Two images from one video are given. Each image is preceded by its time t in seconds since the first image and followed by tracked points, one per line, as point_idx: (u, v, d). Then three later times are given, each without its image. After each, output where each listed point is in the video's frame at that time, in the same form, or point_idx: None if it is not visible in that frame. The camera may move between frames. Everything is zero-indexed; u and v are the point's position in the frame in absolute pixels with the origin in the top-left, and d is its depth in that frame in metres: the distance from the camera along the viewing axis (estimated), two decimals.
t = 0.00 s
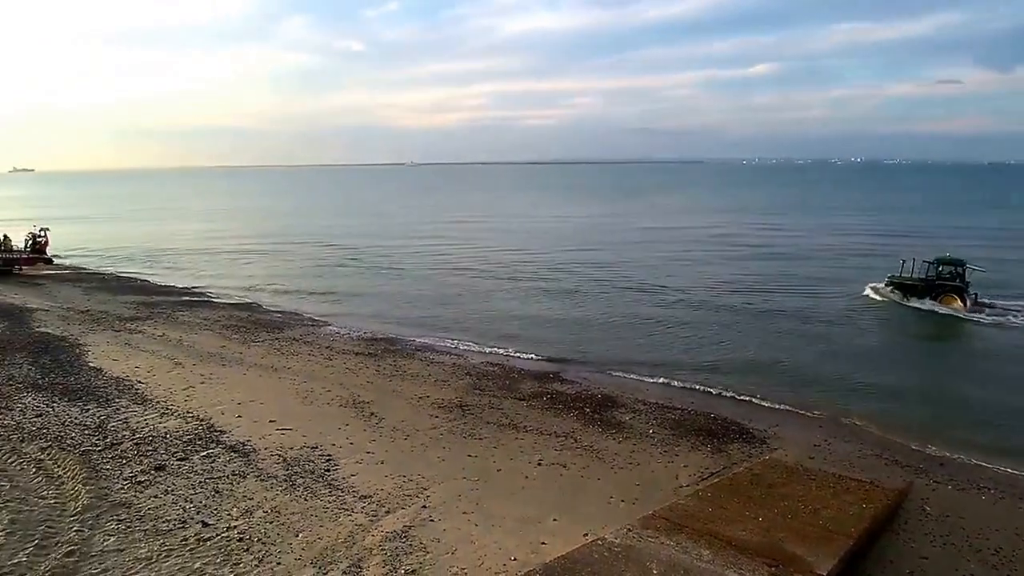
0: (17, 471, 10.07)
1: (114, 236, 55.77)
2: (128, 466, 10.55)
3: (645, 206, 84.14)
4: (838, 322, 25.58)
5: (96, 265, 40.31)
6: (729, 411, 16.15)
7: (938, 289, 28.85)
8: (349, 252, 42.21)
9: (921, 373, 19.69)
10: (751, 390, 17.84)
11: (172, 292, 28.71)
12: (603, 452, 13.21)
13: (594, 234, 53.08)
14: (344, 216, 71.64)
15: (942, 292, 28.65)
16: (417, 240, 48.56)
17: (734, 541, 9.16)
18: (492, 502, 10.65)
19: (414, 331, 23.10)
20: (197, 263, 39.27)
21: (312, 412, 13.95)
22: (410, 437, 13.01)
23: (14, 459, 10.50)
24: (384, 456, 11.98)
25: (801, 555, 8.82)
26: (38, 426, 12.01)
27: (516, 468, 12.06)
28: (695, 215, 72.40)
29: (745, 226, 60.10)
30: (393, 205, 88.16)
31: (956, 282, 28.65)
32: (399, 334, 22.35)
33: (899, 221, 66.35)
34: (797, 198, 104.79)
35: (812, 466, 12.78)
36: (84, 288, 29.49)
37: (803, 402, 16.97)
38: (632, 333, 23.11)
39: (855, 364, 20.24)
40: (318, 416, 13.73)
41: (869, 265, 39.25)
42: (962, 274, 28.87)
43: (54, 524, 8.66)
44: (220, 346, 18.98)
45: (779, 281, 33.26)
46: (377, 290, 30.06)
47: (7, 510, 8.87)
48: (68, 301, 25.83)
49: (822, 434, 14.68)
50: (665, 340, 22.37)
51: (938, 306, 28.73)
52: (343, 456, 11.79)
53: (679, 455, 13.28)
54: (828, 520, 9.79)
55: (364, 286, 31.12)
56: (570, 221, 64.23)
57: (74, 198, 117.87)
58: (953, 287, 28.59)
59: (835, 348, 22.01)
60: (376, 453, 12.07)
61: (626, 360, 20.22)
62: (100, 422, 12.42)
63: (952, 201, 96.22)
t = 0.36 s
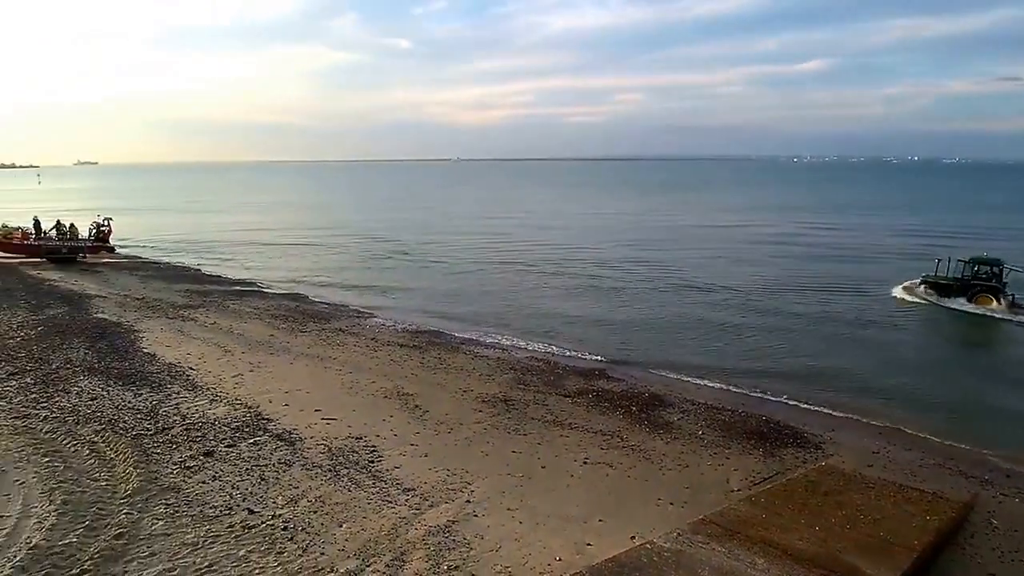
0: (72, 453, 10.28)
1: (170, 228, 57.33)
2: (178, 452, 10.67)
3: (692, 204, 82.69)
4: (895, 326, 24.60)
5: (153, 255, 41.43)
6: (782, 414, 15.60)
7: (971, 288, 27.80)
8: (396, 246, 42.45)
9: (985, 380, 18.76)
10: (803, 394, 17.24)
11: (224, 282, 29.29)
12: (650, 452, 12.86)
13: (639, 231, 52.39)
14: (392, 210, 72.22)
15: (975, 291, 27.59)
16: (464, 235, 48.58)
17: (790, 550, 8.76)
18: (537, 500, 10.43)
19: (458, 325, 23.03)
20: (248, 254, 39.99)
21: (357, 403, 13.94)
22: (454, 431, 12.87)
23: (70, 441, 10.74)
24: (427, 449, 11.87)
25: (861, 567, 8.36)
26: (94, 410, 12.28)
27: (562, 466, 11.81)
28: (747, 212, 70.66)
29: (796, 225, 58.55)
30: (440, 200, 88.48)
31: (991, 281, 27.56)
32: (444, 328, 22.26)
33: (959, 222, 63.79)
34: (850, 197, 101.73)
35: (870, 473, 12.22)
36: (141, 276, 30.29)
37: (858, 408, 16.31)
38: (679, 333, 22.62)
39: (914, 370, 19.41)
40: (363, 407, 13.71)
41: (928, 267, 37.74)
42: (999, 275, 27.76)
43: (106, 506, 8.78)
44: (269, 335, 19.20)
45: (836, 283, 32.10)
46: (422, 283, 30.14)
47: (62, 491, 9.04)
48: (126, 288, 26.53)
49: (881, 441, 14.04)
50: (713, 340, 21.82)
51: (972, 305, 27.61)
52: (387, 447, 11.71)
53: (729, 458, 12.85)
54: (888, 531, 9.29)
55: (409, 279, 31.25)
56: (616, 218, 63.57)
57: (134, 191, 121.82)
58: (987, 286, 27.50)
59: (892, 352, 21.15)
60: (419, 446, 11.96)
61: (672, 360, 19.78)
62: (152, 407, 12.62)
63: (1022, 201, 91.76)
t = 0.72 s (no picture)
0: (124, 439, 10.39)
1: (224, 221, 58.61)
2: (226, 440, 10.69)
3: (744, 204, 80.79)
4: (962, 334, 23.41)
5: (208, 247, 42.34)
6: (840, 422, 14.92)
7: (1017, 292, 26.51)
8: (443, 242, 42.49)
9: None
10: (862, 402, 16.49)
11: (274, 274, 29.69)
12: (702, 457, 12.40)
13: (689, 231, 51.36)
14: (440, 207, 72.46)
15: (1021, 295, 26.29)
16: (510, 232, 48.35)
17: (854, 566, 8.24)
18: (585, 502, 10.11)
19: (504, 320, 22.80)
20: (299, 248, 40.53)
21: (403, 397, 13.84)
22: (500, 429, 12.64)
23: (123, 427, 10.87)
24: (473, 446, 11.65)
25: None
26: (146, 397, 12.45)
27: (610, 468, 11.46)
28: (801, 213, 68.59)
29: (853, 227, 56.61)
30: (487, 197, 88.52)
31: None
32: (490, 324, 22.05)
33: None
34: (910, 198, 98.02)
35: (938, 487, 11.54)
36: (195, 267, 30.93)
37: (922, 418, 15.51)
38: (730, 336, 21.96)
39: (982, 380, 18.40)
40: (409, 401, 13.58)
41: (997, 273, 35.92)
42: None
43: (155, 493, 8.79)
44: (316, 327, 19.31)
45: (897, 287, 30.77)
46: (468, 279, 30.01)
47: (113, 476, 9.12)
48: (181, 279, 27.08)
49: (949, 452, 13.28)
50: (766, 345, 21.11)
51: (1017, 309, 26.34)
52: (432, 443, 11.54)
53: (786, 466, 12.30)
54: (960, 549, 8.70)
55: (455, 275, 31.19)
56: (665, 217, 62.51)
57: (191, 185, 125.27)
58: None
59: (958, 361, 20.12)
60: (465, 442, 11.76)
61: (723, 363, 19.19)
62: (203, 395, 12.74)
63: None
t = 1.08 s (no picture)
0: (174, 429, 10.41)
1: (280, 216, 59.66)
2: (274, 434, 10.60)
3: (802, 204, 78.39)
4: None
5: (263, 241, 43.09)
6: (909, 434, 14.06)
7: None
8: (493, 240, 42.24)
9: None
10: (932, 413, 15.54)
11: (326, 268, 29.89)
12: (761, 467, 11.79)
13: (744, 232, 49.95)
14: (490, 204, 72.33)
15: None
16: (560, 231, 47.81)
17: None
18: (637, 511, 9.66)
19: (554, 319, 22.38)
20: (350, 243, 40.85)
21: (450, 395, 13.60)
22: (549, 430, 12.27)
23: (174, 418, 10.91)
24: (521, 447, 11.32)
25: None
26: (197, 388, 12.51)
27: (664, 476, 10.97)
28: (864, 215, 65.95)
29: (919, 230, 54.21)
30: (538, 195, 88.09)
31: None
32: (538, 322, 21.59)
33: None
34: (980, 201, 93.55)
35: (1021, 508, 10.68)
36: (250, 260, 31.41)
37: (1000, 432, 14.50)
38: (789, 341, 21.09)
39: None
40: (457, 400, 13.33)
41: None
42: None
43: (201, 485, 8.72)
44: (364, 322, 19.26)
45: (969, 294, 29.10)
46: (517, 276, 29.69)
47: (162, 467, 9.09)
48: (235, 271, 27.47)
49: None
50: (827, 351, 20.19)
51: None
52: (480, 443, 11.25)
53: (851, 480, 11.59)
54: None
55: (504, 272, 30.90)
56: (719, 218, 61.02)
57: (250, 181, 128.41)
58: None
59: None
60: (513, 443, 11.43)
61: (782, 370, 18.40)
62: (253, 388, 12.73)
63: None
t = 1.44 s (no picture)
0: (221, 425, 10.34)
1: (334, 214, 60.56)
2: (319, 433, 10.41)
3: (865, 208, 75.48)
4: None
5: (317, 238, 43.69)
6: (988, 453, 13.06)
7: None
8: (544, 240, 41.82)
9: None
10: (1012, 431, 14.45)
11: (377, 266, 29.97)
12: (827, 485, 11.06)
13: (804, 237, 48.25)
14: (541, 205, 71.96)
15: None
16: (612, 233, 47.04)
17: None
18: (694, 528, 9.10)
19: (605, 321, 21.84)
20: (401, 242, 41.01)
21: (499, 398, 13.23)
22: (600, 438, 11.78)
23: (221, 414, 10.84)
24: (571, 455, 10.86)
25: None
26: (245, 383, 12.48)
27: (722, 490, 10.37)
28: (934, 219, 62.97)
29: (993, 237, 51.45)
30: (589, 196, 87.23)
31: None
32: (589, 324, 21.08)
33: None
34: None
35: None
36: (303, 257, 31.74)
37: None
38: (852, 351, 20.06)
39: None
40: (506, 403, 12.95)
41: None
42: None
43: (245, 484, 8.56)
44: (413, 321, 19.07)
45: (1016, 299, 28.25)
46: (569, 278, 29.19)
47: (206, 464, 8.98)
48: (288, 268, 27.76)
49: None
50: (896, 362, 19.07)
51: None
52: (528, 449, 10.84)
53: (925, 501, 10.77)
54: None
55: (556, 273, 30.45)
56: (777, 221, 59.18)
57: (307, 179, 131.14)
58: None
59: None
60: (563, 451, 10.98)
61: (846, 381, 17.45)
62: (300, 385, 12.62)
63: None
